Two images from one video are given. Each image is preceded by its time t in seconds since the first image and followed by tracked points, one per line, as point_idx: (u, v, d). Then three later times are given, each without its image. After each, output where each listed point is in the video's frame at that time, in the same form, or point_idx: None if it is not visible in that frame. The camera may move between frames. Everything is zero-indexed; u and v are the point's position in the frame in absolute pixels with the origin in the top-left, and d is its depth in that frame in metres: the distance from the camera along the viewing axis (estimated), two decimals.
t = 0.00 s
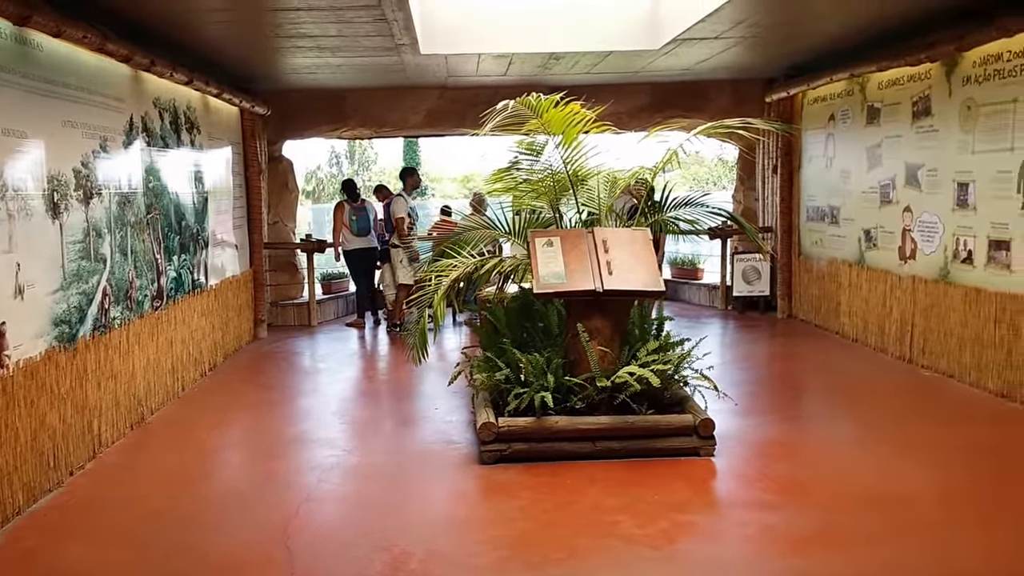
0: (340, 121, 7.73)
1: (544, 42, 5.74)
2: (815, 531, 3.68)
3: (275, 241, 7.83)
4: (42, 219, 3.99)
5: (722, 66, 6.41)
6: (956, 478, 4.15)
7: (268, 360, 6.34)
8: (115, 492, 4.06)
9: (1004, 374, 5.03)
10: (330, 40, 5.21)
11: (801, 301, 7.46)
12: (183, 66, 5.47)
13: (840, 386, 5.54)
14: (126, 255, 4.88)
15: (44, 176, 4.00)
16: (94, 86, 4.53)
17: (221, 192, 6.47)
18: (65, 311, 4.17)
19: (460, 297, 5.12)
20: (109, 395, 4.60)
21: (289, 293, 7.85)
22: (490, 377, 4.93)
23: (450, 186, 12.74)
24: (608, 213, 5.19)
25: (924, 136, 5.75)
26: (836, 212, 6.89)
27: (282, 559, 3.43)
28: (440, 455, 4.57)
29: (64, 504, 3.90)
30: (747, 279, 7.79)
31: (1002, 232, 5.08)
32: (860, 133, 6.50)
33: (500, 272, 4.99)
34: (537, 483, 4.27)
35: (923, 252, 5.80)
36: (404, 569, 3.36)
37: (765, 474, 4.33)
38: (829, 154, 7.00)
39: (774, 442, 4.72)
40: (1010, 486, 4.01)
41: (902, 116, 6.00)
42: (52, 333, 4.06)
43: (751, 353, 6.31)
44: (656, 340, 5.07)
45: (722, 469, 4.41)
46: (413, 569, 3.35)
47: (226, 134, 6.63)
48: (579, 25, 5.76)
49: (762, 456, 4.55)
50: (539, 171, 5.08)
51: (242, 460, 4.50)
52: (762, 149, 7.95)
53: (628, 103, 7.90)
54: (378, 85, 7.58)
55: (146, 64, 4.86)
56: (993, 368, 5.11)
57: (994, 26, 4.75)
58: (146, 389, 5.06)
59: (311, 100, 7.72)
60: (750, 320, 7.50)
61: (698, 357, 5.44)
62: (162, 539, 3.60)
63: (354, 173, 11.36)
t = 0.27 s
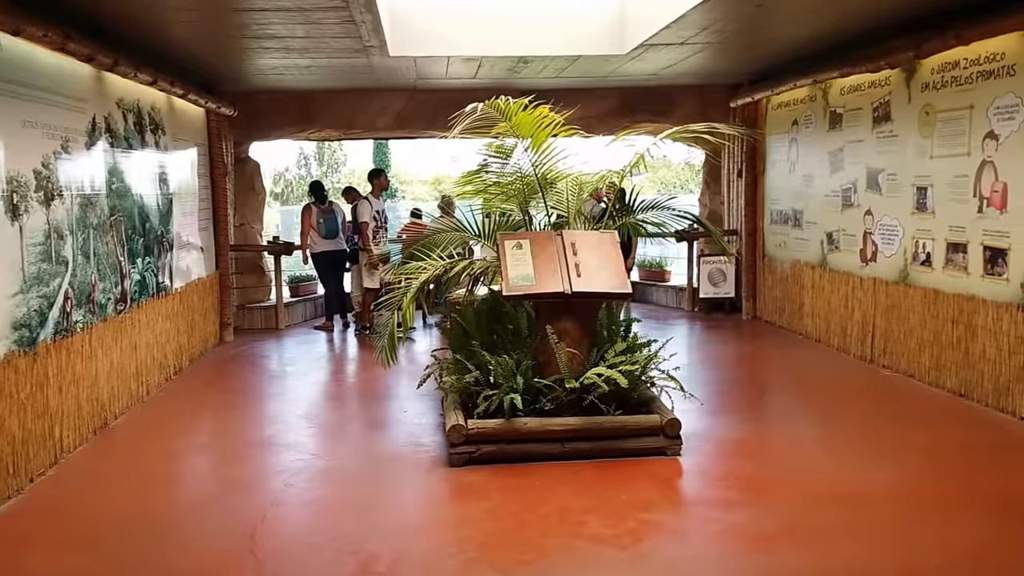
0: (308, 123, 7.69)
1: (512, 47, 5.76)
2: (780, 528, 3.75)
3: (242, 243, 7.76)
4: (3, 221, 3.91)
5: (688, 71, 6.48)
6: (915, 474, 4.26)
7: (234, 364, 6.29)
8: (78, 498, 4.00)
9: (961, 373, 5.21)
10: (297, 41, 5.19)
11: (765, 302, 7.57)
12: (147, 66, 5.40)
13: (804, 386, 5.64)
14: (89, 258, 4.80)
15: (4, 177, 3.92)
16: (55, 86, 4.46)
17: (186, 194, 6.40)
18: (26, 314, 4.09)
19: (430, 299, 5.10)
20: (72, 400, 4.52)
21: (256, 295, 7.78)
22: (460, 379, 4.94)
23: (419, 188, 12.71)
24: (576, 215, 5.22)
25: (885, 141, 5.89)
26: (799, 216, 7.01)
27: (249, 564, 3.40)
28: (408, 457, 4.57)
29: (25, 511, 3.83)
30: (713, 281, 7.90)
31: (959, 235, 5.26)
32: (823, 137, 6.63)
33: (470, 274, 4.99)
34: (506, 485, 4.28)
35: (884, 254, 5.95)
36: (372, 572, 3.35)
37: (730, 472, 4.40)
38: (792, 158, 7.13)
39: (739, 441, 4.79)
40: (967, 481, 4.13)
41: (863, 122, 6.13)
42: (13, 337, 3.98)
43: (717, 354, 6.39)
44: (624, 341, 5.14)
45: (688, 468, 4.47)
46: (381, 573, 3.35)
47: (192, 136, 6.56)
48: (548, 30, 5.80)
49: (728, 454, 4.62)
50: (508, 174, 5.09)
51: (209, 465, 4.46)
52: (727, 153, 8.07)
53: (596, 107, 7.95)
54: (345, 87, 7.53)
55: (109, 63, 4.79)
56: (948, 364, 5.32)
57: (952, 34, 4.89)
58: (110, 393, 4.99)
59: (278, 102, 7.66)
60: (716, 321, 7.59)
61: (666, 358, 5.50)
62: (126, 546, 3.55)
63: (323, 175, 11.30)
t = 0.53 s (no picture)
0: (276, 125, 7.63)
1: (481, 50, 5.77)
2: (747, 529, 3.78)
3: (209, 246, 7.67)
4: None
5: (657, 75, 6.53)
6: (880, 474, 4.32)
7: (201, 368, 6.22)
8: (39, 505, 3.93)
9: (924, 374, 5.31)
10: (265, 42, 5.15)
11: (732, 305, 7.64)
12: (112, 66, 5.33)
13: (770, 387, 5.70)
14: (52, 261, 4.73)
15: None
16: (17, 86, 4.38)
17: (151, 196, 6.32)
18: None
19: (399, 302, 5.09)
20: (34, 405, 4.44)
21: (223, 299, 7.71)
22: (429, 383, 4.94)
23: (389, 190, 12.66)
24: (545, 218, 5.27)
25: (850, 145, 5.98)
26: (765, 219, 7.10)
27: (215, 571, 3.37)
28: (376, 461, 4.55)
29: None
30: (681, 283, 7.99)
31: (922, 238, 5.36)
32: (788, 141, 6.71)
33: (439, 277, 4.99)
34: (475, 489, 4.28)
35: (848, 257, 6.05)
36: None
37: (699, 473, 4.43)
38: (758, 162, 7.21)
39: (707, 442, 4.83)
40: (931, 479, 4.20)
41: (827, 126, 6.23)
42: None
43: (685, 355, 6.44)
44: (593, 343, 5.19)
45: (657, 469, 4.50)
46: None
47: (157, 137, 6.49)
48: (516, 34, 5.82)
49: (696, 456, 4.66)
50: (478, 177, 5.10)
51: (175, 470, 4.41)
52: (695, 157, 8.15)
53: (566, 110, 7.98)
54: (313, 89, 7.48)
55: (72, 63, 4.72)
56: (911, 365, 5.42)
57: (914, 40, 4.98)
58: (73, 398, 4.91)
59: (245, 103, 7.60)
60: (685, 324, 7.65)
61: (634, 360, 5.54)
62: (90, 553, 3.49)
63: (292, 177, 11.23)
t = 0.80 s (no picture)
0: (245, 126, 7.57)
1: (452, 54, 5.77)
2: (717, 530, 3.81)
3: (177, 249, 7.58)
4: None
5: (627, 79, 6.57)
6: (848, 474, 4.38)
7: (169, 372, 6.15)
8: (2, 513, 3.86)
9: (890, 375, 5.39)
10: (234, 43, 5.10)
11: (702, 307, 7.69)
12: (77, 66, 5.25)
13: (740, 388, 5.76)
14: (16, 264, 4.64)
15: None
16: None
17: (118, 198, 6.24)
18: None
19: (370, 304, 5.05)
20: None
21: (191, 302, 7.62)
22: (401, 386, 4.91)
23: (361, 192, 12.61)
24: (517, 220, 5.27)
25: (818, 149, 6.05)
26: (734, 222, 7.17)
27: None
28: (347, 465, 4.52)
29: None
30: (653, 286, 8.00)
31: (888, 241, 5.44)
32: (757, 145, 6.78)
33: (410, 280, 4.99)
34: (445, 493, 4.27)
35: (815, 259, 6.13)
36: None
37: (670, 475, 4.46)
38: (727, 165, 7.27)
39: (678, 443, 4.87)
40: (897, 479, 4.26)
41: (795, 131, 6.30)
42: None
43: (656, 358, 6.48)
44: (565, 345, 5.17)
45: (628, 471, 4.52)
46: None
47: (124, 138, 6.40)
48: (487, 36, 5.82)
49: (667, 457, 4.69)
50: (449, 180, 5.08)
51: (143, 476, 4.35)
52: (664, 160, 8.19)
53: (537, 113, 7.99)
54: (283, 90, 7.43)
55: (36, 63, 4.64)
56: (879, 367, 5.49)
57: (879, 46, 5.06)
58: (37, 404, 4.83)
59: (214, 104, 7.53)
60: (657, 326, 7.69)
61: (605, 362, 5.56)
62: (54, 561, 3.44)
63: (262, 179, 11.16)
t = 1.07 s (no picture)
0: (215, 127, 7.51)
1: (424, 55, 5.76)
2: (689, 531, 3.83)
3: (146, 251, 7.50)
4: None
5: (600, 82, 6.59)
6: (818, 475, 4.42)
7: (138, 376, 6.08)
8: None
9: (860, 377, 5.46)
10: (204, 43, 5.06)
11: (674, 309, 7.74)
12: (44, 66, 5.17)
13: (711, 390, 5.79)
14: None
15: None
16: None
17: (86, 199, 6.16)
18: None
19: (341, 306, 5.01)
20: None
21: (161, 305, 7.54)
22: (372, 389, 4.89)
23: (334, 194, 12.57)
24: (490, 224, 5.23)
25: (788, 152, 6.11)
26: (705, 225, 7.22)
27: None
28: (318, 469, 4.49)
29: None
30: (625, 288, 8.03)
31: (857, 244, 5.50)
32: (728, 149, 6.83)
33: (382, 282, 4.97)
34: (417, 496, 4.26)
35: (785, 262, 6.19)
36: None
37: (642, 477, 4.48)
38: (698, 169, 7.32)
39: (650, 445, 4.89)
40: (867, 480, 4.30)
41: (765, 135, 6.36)
42: None
43: (628, 359, 6.50)
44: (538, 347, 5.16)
45: (601, 472, 4.54)
46: None
47: (92, 139, 6.33)
48: (460, 38, 5.81)
49: (639, 459, 4.71)
50: (421, 181, 5.08)
51: (111, 480, 4.30)
52: (637, 164, 8.24)
53: (511, 116, 8.00)
54: (254, 91, 7.38)
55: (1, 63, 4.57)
56: (848, 369, 5.56)
57: (848, 51, 5.13)
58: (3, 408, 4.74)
59: (184, 105, 7.46)
60: (629, 328, 7.72)
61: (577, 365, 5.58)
62: (19, 568, 3.38)
63: (232, 181, 11.13)
